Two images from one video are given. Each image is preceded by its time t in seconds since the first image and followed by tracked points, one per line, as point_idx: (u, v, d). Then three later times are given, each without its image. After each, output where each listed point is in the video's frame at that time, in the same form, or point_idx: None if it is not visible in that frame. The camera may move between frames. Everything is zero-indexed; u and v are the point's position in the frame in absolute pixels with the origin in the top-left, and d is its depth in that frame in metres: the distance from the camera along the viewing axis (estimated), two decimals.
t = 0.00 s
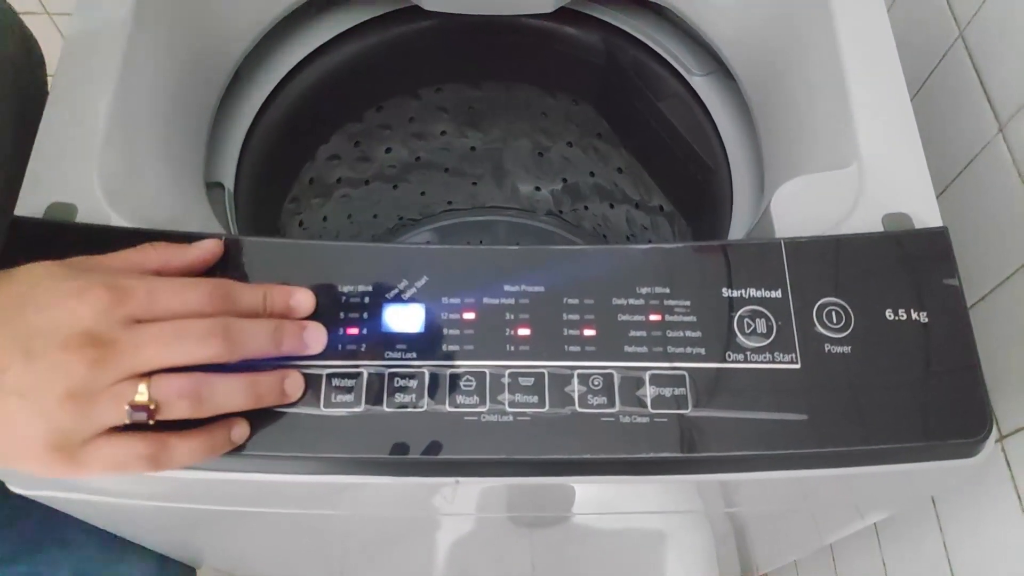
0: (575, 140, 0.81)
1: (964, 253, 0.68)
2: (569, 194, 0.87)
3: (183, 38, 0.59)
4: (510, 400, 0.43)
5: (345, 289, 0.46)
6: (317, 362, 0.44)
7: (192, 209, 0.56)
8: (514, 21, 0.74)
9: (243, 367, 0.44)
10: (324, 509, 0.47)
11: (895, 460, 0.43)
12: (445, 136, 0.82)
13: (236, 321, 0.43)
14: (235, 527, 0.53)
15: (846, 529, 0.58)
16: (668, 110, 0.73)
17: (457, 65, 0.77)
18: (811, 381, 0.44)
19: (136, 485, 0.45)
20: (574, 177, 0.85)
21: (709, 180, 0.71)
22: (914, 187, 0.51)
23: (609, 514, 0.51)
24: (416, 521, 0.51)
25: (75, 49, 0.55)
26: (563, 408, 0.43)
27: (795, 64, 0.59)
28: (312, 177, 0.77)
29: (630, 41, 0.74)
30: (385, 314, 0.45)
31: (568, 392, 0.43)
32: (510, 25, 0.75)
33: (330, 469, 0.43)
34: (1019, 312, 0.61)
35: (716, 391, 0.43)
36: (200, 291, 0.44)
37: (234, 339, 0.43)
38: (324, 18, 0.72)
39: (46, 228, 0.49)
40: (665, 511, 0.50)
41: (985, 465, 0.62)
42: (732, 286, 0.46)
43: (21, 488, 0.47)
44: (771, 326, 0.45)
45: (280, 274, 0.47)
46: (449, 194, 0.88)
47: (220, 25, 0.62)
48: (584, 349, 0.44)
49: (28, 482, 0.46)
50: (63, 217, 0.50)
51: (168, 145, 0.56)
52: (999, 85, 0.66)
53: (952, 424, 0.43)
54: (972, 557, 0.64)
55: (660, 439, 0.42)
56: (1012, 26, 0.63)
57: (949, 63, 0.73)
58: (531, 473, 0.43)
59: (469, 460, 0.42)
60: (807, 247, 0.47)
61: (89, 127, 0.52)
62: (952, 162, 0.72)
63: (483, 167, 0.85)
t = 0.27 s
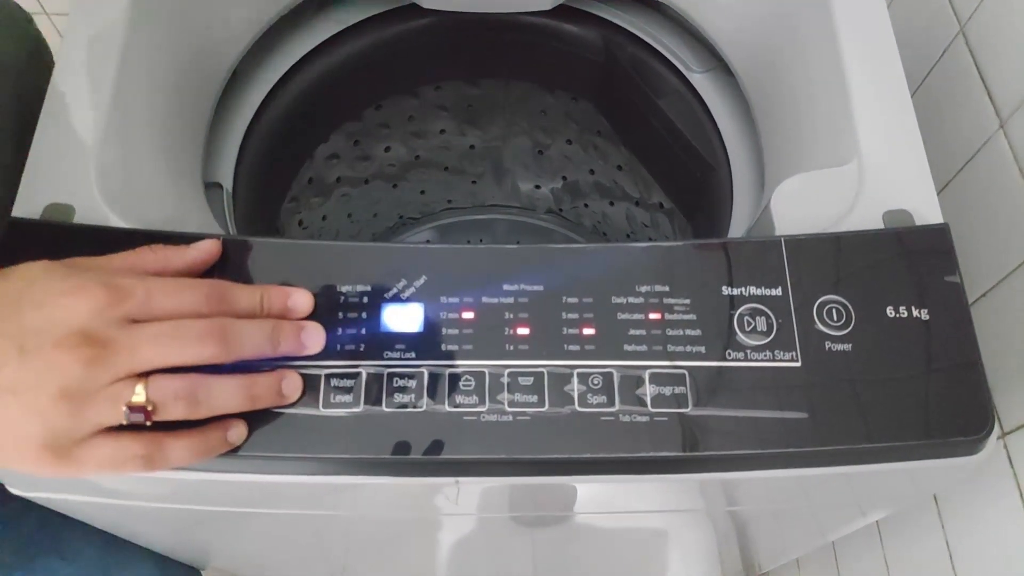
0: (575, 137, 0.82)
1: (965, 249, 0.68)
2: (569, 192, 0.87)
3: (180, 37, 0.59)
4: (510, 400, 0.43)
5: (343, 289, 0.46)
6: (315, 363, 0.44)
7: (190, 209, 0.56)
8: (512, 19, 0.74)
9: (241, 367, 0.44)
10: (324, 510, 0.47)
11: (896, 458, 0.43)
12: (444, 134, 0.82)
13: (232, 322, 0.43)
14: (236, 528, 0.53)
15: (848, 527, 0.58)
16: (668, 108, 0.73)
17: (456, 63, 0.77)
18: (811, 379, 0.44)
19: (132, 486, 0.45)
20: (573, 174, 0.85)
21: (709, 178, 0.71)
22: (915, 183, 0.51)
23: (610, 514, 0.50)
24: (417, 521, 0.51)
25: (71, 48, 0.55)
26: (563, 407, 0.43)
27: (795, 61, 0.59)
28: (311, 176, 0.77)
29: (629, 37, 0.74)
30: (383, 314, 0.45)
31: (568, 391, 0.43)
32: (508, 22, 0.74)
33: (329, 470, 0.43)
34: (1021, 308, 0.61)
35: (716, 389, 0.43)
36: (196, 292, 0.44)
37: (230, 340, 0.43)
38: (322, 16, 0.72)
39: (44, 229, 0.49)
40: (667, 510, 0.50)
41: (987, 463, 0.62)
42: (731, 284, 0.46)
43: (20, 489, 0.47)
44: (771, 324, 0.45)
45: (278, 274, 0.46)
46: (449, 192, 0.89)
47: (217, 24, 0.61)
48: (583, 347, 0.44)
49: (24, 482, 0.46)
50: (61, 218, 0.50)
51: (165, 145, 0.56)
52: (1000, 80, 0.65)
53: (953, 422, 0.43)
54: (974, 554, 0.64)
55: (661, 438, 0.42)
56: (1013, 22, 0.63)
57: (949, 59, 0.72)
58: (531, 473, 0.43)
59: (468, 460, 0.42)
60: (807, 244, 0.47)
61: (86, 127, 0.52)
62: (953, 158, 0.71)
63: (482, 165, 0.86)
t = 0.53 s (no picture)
0: (575, 134, 0.81)
1: (967, 245, 0.68)
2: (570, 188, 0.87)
3: (180, 32, 0.58)
4: (509, 396, 0.43)
5: (343, 285, 0.46)
6: (315, 359, 0.44)
7: (189, 206, 0.56)
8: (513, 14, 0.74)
9: (240, 364, 0.44)
10: (325, 506, 0.47)
11: (897, 453, 0.43)
12: (445, 131, 0.81)
13: (231, 318, 0.43)
14: (237, 524, 0.53)
15: (849, 523, 0.58)
16: (669, 103, 0.73)
17: (456, 59, 0.77)
18: (812, 375, 0.43)
19: (131, 482, 0.45)
20: (574, 171, 0.85)
21: (709, 174, 0.71)
22: (916, 178, 0.50)
23: (611, 510, 0.50)
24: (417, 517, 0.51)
25: (70, 42, 0.54)
26: (563, 403, 0.43)
27: (796, 56, 0.59)
28: (311, 173, 0.76)
29: (630, 33, 0.73)
30: (383, 310, 0.45)
31: (568, 387, 0.43)
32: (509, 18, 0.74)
33: (329, 466, 0.43)
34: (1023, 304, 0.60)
35: (717, 385, 0.43)
36: (194, 288, 0.44)
37: (229, 336, 0.43)
38: (322, 12, 0.72)
39: (43, 225, 0.49)
40: (668, 506, 0.50)
41: (989, 459, 0.62)
42: (732, 280, 0.45)
43: (19, 486, 0.47)
44: (772, 320, 0.45)
45: (277, 271, 0.46)
46: (450, 189, 0.88)
47: (217, 18, 0.61)
48: (583, 343, 0.44)
49: (22, 478, 0.46)
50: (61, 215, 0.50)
51: (165, 140, 0.56)
52: (1002, 75, 0.65)
53: (955, 417, 0.43)
54: (975, 550, 0.64)
55: (661, 434, 0.42)
56: (1015, 17, 0.63)
57: (951, 54, 0.72)
58: (532, 469, 0.43)
59: (468, 456, 0.42)
60: (808, 240, 0.46)
61: (85, 122, 0.52)
62: (955, 154, 0.71)
63: (483, 162, 0.85)
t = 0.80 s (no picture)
0: (575, 133, 0.81)
1: (967, 245, 0.68)
2: (569, 188, 0.87)
3: (179, 30, 0.59)
4: (508, 394, 0.43)
5: (342, 284, 0.46)
6: (314, 357, 0.44)
7: (189, 204, 0.56)
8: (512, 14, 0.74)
9: (240, 361, 0.44)
10: (324, 504, 0.47)
11: (896, 452, 0.43)
12: (445, 130, 0.82)
13: (231, 316, 0.43)
14: (236, 522, 0.53)
15: (849, 522, 0.58)
16: (669, 103, 0.73)
17: (456, 58, 0.77)
18: (811, 374, 0.43)
19: (130, 479, 0.45)
20: (574, 170, 0.85)
21: (709, 173, 0.71)
22: (916, 177, 0.50)
23: (610, 509, 0.50)
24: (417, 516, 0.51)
25: (70, 39, 0.54)
26: (562, 401, 0.43)
27: (795, 55, 0.59)
28: (311, 172, 0.76)
29: (630, 32, 0.74)
30: (382, 309, 0.45)
31: (567, 385, 0.43)
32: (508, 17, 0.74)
33: (328, 464, 0.43)
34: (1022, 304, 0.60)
35: (715, 384, 0.43)
36: (194, 285, 0.44)
37: (229, 334, 0.43)
38: (323, 11, 0.72)
39: (44, 222, 0.49)
40: (667, 505, 0.50)
41: (988, 459, 0.62)
42: (731, 278, 0.45)
43: (19, 483, 0.47)
44: (771, 318, 0.45)
45: (277, 269, 0.46)
46: (450, 188, 0.88)
47: (217, 16, 0.61)
48: (582, 342, 0.44)
49: (21, 475, 0.46)
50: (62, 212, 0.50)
51: (165, 138, 0.56)
52: (1001, 75, 0.65)
53: (954, 416, 0.43)
54: (975, 550, 0.64)
55: (660, 432, 0.42)
56: (1014, 16, 0.63)
57: (951, 54, 0.72)
58: (531, 467, 0.43)
59: (467, 454, 0.42)
60: (807, 238, 0.47)
61: (85, 119, 0.52)
62: (955, 153, 0.71)
63: (483, 161, 0.85)
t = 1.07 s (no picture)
0: (575, 127, 0.81)
1: (966, 239, 0.68)
2: (569, 183, 0.86)
3: (178, 21, 0.58)
4: (508, 386, 0.43)
5: (343, 276, 0.46)
6: (315, 349, 0.44)
7: (189, 198, 0.56)
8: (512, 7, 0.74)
9: (241, 354, 0.44)
10: (325, 497, 0.47)
11: (896, 444, 0.43)
12: (445, 124, 0.81)
13: (234, 311, 0.43)
14: (237, 515, 0.53)
15: (848, 515, 0.58)
16: (669, 96, 0.73)
17: (456, 51, 0.77)
18: (811, 366, 0.43)
19: (132, 473, 0.45)
20: (575, 165, 0.84)
21: (709, 167, 0.71)
22: (916, 171, 0.50)
23: (610, 501, 0.51)
24: (417, 508, 0.51)
25: (69, 30, 0.54)
26: (562, 393, 0.43)
27: (796, 48, 0.59)
28: (311, 166, 0.76)
29: (630, 26, 0.74)
30: (383, 301, 0.45)
31: (568, 377, 0.43)
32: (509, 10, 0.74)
33: (329, 456, 0.43)
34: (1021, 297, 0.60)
35: (716, 375, 0.43)
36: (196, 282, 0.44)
37: (232, 329, 0.43)
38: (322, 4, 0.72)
39: (43, 216, 0.49)
40: (667, 497, 0.50)
41: (987, 452, 0.62)
42: (732, 271, 0.45)
43: (20, 477, 0.47)
44: (771, 311, 0.45)
45: (278, 262, 0.47)
46: (450, 182, 0.87)
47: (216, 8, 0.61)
48: (583, 334, 0.44)
49: (22, 469, 0.46)
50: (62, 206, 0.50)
51: (164, 130, 0.56)
52: (1001, 68, 0.65)
53: (954, 408, 0.43)
54: (973, 543, 0.64)
55: (660, 424, 0.42)
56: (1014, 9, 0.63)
57: (951, 48, 0.72)
58: (531, 459, 0.43)
59: (467, 446, 0.42)
60: (807, 231, 0.47)
61: (85, 110, 0.52)
62: (956, 147, 0.71)
63: (483, 156, 0.84)
